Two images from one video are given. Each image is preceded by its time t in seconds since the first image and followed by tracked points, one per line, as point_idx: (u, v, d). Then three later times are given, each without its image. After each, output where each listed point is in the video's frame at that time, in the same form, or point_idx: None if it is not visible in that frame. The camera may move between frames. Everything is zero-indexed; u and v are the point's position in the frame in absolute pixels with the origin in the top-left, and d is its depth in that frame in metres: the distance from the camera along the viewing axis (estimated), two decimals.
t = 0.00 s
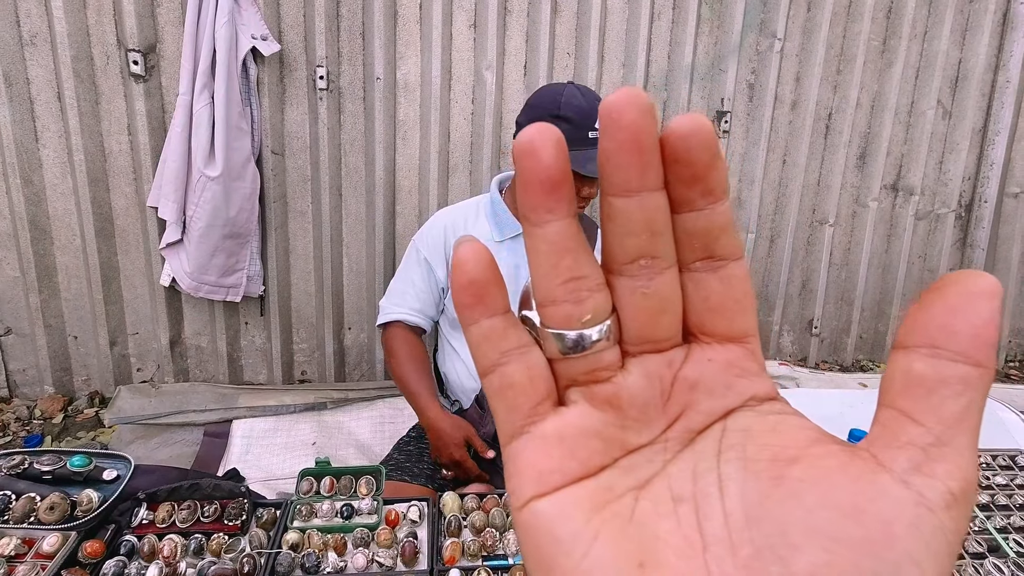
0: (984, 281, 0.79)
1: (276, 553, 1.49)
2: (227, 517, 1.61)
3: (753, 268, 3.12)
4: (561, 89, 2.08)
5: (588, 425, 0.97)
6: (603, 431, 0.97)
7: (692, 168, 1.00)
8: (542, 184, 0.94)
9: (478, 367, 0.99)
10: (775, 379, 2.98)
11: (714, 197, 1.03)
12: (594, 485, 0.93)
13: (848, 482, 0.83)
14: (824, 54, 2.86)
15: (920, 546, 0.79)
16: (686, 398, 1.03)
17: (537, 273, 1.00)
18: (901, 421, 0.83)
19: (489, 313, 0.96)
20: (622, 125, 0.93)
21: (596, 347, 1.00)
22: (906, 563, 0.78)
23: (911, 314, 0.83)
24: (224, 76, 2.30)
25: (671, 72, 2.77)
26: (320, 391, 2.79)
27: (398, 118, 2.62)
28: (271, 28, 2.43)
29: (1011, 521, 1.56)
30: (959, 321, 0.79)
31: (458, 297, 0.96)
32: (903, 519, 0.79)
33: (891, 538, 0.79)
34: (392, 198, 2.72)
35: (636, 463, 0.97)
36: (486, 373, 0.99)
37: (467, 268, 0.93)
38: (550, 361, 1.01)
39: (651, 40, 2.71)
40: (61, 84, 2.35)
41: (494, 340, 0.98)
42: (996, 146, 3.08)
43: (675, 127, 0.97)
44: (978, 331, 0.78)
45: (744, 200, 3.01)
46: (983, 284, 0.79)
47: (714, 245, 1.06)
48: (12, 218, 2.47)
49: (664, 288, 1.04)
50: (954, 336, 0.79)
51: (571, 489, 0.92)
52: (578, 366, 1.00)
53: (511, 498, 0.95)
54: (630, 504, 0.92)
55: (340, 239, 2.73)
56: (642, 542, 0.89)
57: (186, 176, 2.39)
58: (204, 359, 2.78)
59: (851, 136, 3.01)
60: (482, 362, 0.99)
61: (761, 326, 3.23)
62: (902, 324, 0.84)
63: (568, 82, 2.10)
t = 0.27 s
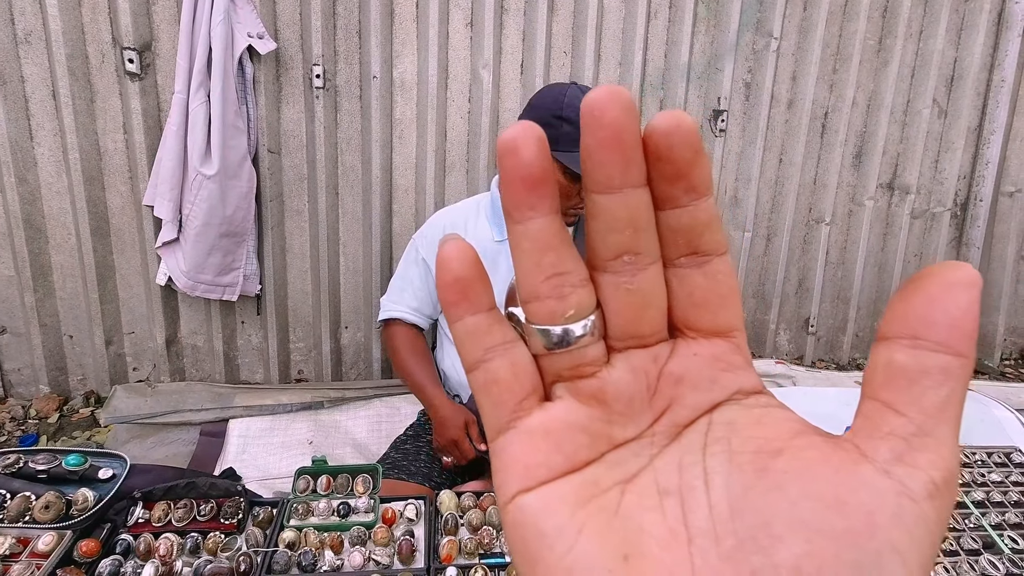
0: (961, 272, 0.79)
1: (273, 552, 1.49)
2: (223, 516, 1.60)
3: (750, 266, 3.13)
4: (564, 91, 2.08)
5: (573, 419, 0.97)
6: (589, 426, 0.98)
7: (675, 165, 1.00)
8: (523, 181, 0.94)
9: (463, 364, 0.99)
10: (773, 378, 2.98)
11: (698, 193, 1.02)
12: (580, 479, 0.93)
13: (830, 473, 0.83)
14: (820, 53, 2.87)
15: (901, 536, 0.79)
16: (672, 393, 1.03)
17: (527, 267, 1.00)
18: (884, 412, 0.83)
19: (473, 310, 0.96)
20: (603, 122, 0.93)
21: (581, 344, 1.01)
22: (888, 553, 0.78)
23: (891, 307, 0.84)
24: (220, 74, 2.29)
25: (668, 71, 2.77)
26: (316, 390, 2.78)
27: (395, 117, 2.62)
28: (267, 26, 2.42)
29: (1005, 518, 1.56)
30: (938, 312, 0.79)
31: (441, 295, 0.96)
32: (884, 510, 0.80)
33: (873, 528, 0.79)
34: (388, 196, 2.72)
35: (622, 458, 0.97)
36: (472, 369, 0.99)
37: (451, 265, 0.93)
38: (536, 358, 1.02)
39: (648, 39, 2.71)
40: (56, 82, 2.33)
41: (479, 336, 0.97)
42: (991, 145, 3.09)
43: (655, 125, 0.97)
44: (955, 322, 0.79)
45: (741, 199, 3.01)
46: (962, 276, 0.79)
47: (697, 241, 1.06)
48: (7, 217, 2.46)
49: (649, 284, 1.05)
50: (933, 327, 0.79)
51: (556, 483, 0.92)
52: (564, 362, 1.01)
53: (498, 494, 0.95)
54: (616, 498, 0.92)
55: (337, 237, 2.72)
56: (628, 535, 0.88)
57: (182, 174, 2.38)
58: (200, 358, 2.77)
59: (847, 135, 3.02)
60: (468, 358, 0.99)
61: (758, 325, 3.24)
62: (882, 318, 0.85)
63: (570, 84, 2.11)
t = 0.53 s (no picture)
0: (964, 276, 0.80)
1: (274, 554, 1.49)
2: (225, 518, 1.60)
3: (749, 267, 3.13)
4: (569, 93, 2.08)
5: (577, 425, 0.97)
6: (593, 431, 0.98)
7: (680, 173, 1.00)
8: (527, 188, 0.94)
9: (467, 371, 0.99)
10: (772, 378, 2.99)
11: (702, 200, 1.03)
12: (585, 485, 0.93)
13: (836, 478, 0.83)
14: (819, 54, 2.87)
15: (907, 540, 0.79)
16: (676, 397, 1.03)
17: (530, 271, 1.00)
18: (888, 415, 0.83)
19: (475, 317, 0.96)
20: (608, 129, 0.93)
21: (586, 350, 1.01)
22: (894, 558, 0.78)
23: (893, 311, 0.84)
24: (220, 76, 2.29)
25: (667, 71, 2.77)
26: (317, 391, 2.78)
27: (395, 118, 2.62)
28: (267, 27, 2.42)
29: (1006, 518, 1.57)
30: (942, 315, 0.79)
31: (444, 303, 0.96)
32: (890, 514, 0.80)
33: (878, 533, 0.79)
34: (389, 197, 2.72)
35: (627, 464, 0.97)
36: (476, 376, 0.99)
37: (454, 273, 0.94)
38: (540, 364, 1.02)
39: (647, 40, 2.71)
40: (55, 83, 2.33)
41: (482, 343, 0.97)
42: (990, 146, 3.09)
43: (660, 131, 0.97)
44: (961, 326, 0.79)
45: (740, 200, 3.02)
46: (965, 279, 0.80)
47: (702, 247, 1.06)
48: (6, 218, 2.46)
49: (652, 289, 1.05)
50: (938, 331, 0.80)
51: (561, 489, 0.92)
52: (568, 368, 1.01)
53: (503, 500, 0.95)
54: (621, 503, 0.92)
55: (337, 239, 2.72)
56: (635, 542, 0.88)
57: (182, 176, 2.38)
58: (200, 359, 2.77)
59: (846, 136, 3.02)
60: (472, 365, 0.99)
61: (758, 326, 3.24)
62: (885, 322, 0.85)
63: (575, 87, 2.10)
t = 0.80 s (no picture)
0: (955, 269, 0.80)
1: (272, 554, 1.49)
2: (223, 519, 1.60)
3: (747, 267, 3.14)
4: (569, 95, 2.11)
5: (571, 423, 0.98)
6: (586, 429, 0.98)
7: (670, 170, 1.00)
8: (516, 186, 0.94)
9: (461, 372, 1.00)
10: (770, 379, 2.99)
11: (693, 198, 1.03)
12: (579, 483, 0.94)
13: (829, 474, 0.83)
14: (818, 54, 2.87)
15: (900, 535, 0.79)
16: (670, 394, 1.03)
17: (524, 271, 1.00)
18: (881, 411, 0.83)
19: (468, 316, 0.97)
20: (599, 128, 0.93)
21: (579, 348, 1.02)
22: (888, 553, 0.78)
23: (886, 305, 0.84)
24: (218, 76, 2.28)
25: (666, 72, 2.77)
26: (315, 391, 2.78)
27: (393, 118, 2.62)
28: (266, 28, 2.42)
29: (1003, 519, 1.57)
30: (932, 309, 0.80)
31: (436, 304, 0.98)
32: (882, 509, 0.80)
33: (871, 528, 0.79)
34: (387, 197, 2.72)
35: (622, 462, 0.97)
36: (469, 377, 1.00)
37: (445, 272, 0.95)
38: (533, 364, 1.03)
39: (646, 41, 2.71)
40: (53, 83, 2.33)
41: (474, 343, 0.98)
42: (988, 146, 3.10)
43: (652, 129, 0.97)
44: (951, 320, 0.79)
45: (738, 200, 3.02)
46: (956, 273, 0.80)
47: (694, 245, 1.06)
48: (4, 218, 2.45)
49: (644, 288, 1.05)
50: (928, 326, 0.80)
51: (555, 488, 0.93)
52: (561, 367, 1.02)
53: (498, 500, 0.95)
54: (615, 502, 0.92)
55: (336, 239, 2.72)
56: (628, 539, 0.88)
57: (180, 175, 2.38)
58: (199, 359, 2.77)
59: (845, 137, 3.02)
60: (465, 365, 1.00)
61: (756, 326, 3.25)
62: (877, 317, 0.85)
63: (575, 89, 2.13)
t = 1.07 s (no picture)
0: (947, 271, 0.80)
1: (272, 554, 1.49)
2: (222, 519, 1.60)
3: (747, 267, 3.13)
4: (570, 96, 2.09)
5: (568, 429, 0.97)
6: (584, 435, 0.98)
7: (666, 180, 1.00)
8: (510, 196, 0.94)
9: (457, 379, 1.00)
10: (770, 378, 2.99)
11: (688, 206, 1.02)
12: (576, 489, 0.93)
13: (826, 480, 0.83)
14: (818, 53, 2.87)
15: (899, 539, 0.79)
16: (667, 400, 1.03)
17: (519, 279, 1.00)
18: (877, 413, 0.83)
19: (464, 325, 0.98)
20: (592, 138, 0.93)
21: (575, 355, 1.02)
22: (885, 557, 0.78)
23: (879, 309, 0.84)
24: (218, 75, 2.28)
25: (666, 71, 2.77)
26: (315, 391, 2.78)
27: (393, 118, 2.61)
28: (265, 27, 2.42)
29: (1004, 518, 1.56)
30: (924, 313, 0.79)
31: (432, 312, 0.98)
32: (879, 512, 0.80)
33: (869, 532, 0.79)
34: (386, 197, 2.71)
35: (619, 467, 0.97)
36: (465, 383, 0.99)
37: (442, 282, 0.95)
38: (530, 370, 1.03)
39: (646, 40, 2.71)
40: (52, 82, 2.33)
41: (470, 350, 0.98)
42: (988, 145, 3.09)
43: (647, 138, 0.96)
44: (944, 322, 0.79)
45: (739, 200, 3.02)
46: (949, 275, 0.80)
47: (690, 252, 1.05)
48: (4, 218, 2.45)
49: (638, 297, 1.05)
50: (921, 328, 0.80)
51: (553, 495, 0.92)
52: (558, 372, 1.02)
53: (495, 507, 0.94)
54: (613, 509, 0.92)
55: (335, 238, 2.72)
56: (626, 546, 0.88)
57: (180, 175, 2.37)
58: (198, 359, 2.77)
59: (845, 136, 3.02)
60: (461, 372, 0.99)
61: (756, 325, 3.24)
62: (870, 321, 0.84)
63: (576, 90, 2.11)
